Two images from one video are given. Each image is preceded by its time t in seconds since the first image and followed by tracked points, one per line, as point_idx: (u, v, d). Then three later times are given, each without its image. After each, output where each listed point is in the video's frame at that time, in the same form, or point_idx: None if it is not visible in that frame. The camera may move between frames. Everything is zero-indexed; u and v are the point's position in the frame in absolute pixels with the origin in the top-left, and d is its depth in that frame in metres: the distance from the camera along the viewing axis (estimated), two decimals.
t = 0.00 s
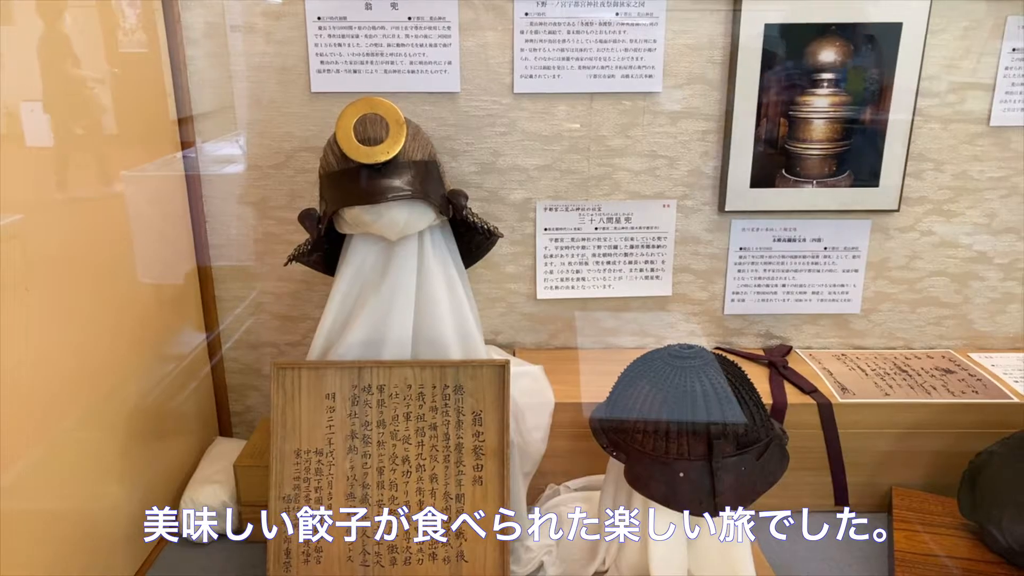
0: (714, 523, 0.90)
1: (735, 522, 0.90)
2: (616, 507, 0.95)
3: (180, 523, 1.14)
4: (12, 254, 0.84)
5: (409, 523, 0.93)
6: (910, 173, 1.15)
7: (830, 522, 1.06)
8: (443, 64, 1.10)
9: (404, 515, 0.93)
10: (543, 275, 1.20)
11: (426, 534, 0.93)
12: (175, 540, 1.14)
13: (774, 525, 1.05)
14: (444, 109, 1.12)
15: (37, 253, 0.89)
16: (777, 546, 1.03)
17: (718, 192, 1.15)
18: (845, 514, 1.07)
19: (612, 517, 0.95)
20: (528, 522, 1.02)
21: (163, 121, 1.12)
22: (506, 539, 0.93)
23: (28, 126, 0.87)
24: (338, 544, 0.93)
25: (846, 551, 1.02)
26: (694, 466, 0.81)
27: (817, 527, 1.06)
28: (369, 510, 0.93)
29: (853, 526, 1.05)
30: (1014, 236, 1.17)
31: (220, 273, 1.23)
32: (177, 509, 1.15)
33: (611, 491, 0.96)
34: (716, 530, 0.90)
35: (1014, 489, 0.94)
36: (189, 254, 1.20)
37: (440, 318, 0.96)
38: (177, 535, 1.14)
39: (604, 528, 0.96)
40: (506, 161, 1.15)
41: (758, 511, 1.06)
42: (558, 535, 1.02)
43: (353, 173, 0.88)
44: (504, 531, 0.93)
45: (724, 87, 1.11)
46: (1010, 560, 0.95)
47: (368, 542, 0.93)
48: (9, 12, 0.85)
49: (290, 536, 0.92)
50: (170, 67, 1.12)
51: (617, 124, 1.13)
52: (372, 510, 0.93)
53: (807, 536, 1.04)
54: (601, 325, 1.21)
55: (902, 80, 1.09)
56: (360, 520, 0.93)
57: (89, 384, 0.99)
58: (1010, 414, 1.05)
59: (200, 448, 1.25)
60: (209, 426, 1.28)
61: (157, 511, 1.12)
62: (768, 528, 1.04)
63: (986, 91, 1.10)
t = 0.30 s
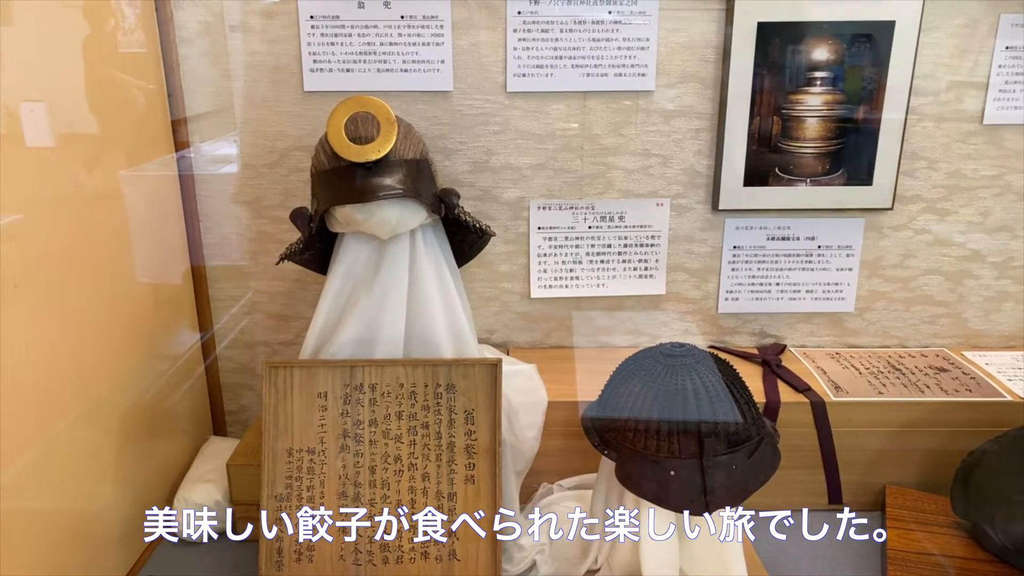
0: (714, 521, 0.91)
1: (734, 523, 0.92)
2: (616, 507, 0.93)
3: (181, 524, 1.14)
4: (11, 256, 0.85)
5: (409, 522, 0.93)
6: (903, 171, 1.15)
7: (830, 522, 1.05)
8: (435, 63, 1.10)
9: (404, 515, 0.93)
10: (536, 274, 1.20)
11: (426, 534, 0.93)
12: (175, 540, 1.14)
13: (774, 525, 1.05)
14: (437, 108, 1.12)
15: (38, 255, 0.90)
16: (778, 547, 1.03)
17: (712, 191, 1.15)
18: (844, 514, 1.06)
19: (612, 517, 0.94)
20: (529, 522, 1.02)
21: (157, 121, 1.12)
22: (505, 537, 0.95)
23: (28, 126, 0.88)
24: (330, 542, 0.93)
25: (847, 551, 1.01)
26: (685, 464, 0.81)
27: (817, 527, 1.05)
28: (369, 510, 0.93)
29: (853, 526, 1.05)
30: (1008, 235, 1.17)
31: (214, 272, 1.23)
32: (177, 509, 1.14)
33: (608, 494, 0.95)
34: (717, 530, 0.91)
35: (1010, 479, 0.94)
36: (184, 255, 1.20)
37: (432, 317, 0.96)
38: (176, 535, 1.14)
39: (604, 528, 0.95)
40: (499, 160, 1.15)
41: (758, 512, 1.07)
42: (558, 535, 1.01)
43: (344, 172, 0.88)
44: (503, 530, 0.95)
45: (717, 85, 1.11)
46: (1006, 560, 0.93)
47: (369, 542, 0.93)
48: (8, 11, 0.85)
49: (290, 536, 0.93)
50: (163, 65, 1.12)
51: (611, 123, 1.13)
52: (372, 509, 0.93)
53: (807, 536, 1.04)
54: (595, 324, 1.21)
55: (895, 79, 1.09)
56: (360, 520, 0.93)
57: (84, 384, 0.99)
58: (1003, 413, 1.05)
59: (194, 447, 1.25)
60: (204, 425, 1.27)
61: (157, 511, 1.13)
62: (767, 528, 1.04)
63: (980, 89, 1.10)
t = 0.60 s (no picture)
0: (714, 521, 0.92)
1: (732, 523, 0.94)
2: (616, 507, 0.92)
3: (180, 524, 1.13)
4: (11, 256, 0.87)
5: (409, 522, 0.93)
6: (896, 171, 1.15)
7: (829, 522, 1.06)
8: (429, 64, 1.10)
9: (404, 515, 0.93)
10: (530, 274, 1.20)
11: (426, 534, 0.93)
12: (174, 541, 1.13)
13: (774, 525, 1.04)
14: (430, 108, 1.12)
15: (36, 254, 0.91)
16: (778, 547, 1.02)
17: (705, 191, 1.16)
18: (844, 514, 1.06)
19: (613, 518, 0.92)
20: (529, 522, 1.02)
21: (151, 122, 1.13)
22: (505, 538, 0.98)
23: (27, 129, 0.90)
24: (324, 542, 0.93)
25: (846, 552, 1.01)
26: (676, 463, 0.81)
27: (817, 527, 1.05)
28: (368, 510, 0.93)
29: (854, 526, 1.04)
30: (1001, 234, 1.17)
31: (208, 273, 1.23)
32: (176, 509, 1.14)
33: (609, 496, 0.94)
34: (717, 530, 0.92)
35: (1000, 475, 0.95)
36: (178, 256, 1.21)
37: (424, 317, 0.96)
38: (176, 536, 1.13)
39: (604, 528, 0.94)
40: (493, 161, 1.15)
41: (758, 512, 1.06)
42: (558, 535, 1.01)
43: (336, 173, 0.88)
44: (503, 530, 0.98)
45: (710, 86, 1.11)
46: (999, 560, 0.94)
47: (369, 543, 0.92)
48: (8, 13, 0.86)
49: (290, 536, 0.93)
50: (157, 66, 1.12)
51: (605, 123, 1.13)
52: (372, 510, 0.93)
53: (807, 536, 1.03)
54: (590, 324, 1.21)
55: (888, 79, 1.09)
56: (360, 520, 0.93)
57: (79, 384, 0.99)
58: (996, 412, 1.05)
59: (189, 447, 1.25)
60: (198, 425, 1.28)
61: (157, 511, 1.13)
62: (767, 528, 1.04)
63: (972, 89, 1.10)
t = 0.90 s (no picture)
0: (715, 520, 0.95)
1: (733, 523, 1.00)
2: (616, 507, 0.91)
3: (180, 524, 1.12)
4: (10, 256, 0.88)
5: (409, 522, 0.94)
6: (885, 170, 1.15)
7: (830, 521, 1.05)
8: (420, 64, 1.10)
9: (403, 515, 0.93)
10: (522, 272, 1.20)
11: (426, 534, 0.93)
12: (175, 540, 1.13)
13: (774, 525, 1.03)
14: (421, 107, 1.13)
15: (35, 254, 0.92)
16: (777, 547, 1.02)
17: (695, 189, 1.16)
18: (845, 514, 1.06)
19: (612, 517, 0.91)
20: (529, 522, 1.02)
21: (145, 121, 1.13)
22: (506, 538, 1.00)
23: (25, 128, 0.90)
24: (315, 537, 0.93)
25: (847, 552, 1.00)
26: (662, 459, 0.81)
27: (817, 527, 1.04)
28: (368, 510, 0.93)
29: (854, 526, 1.03)
30: (990, 232, 1.18)
31: (202, 272, 1.24)
32: (176, 509, 1.13)
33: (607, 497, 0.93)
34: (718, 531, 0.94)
35: (987, 471, 0.94)
36: (173, 255, 1.21)
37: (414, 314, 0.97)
38: (176, 536, 1.13)
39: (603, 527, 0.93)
40: (485, 159, 1.15)
41: (758, 512, 1.06)
42: (559, 535, 1.00)
43: (326, 172, 0.89)
44: (503, 530, 1.00)
45: (699, 85, 1.12)
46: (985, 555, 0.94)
47: (365, 542, 0.93)
48: (7, 13, 0.87)
49: (290, 535, 0.93)
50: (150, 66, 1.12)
51: (595, 122, 1.14)
52: (372, 510, 0.94)
53: (807, 536, 1.03)
54: (581, 322, 1.22)
55: (876, 78, 1.10)
56: (360, 520, 0.93)
57: (75, 382, 1.00)
58: (984, 408, 1.06)
59: (183, 444, 1.25)
60: (193, 423, 1.28)
61: (157, 511, 1.13)
62: (767, 528, 1.03)
63: (960, 88, 1.11)
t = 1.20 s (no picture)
0: (715, 521, 0.99)
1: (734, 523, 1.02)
2: (616, 507, 0.88)
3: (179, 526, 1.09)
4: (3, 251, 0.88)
5: (409, 522, 0.94)
6: (868, 166, 1.16)
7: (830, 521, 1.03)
8: (406, 60, 1.11)
9: (404, 515, 0.94)
10: (509, 268, 1.21)
11: (426, 534, 0.94)
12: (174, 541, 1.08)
13: (774, 526, 1.03)
14: (407, 104, 1.13)
15: (34, 252, 0.94)
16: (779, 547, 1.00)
17: (680, 185, 1.17)
18: (845, 514, 1.03)
19: (612, 517, 0.88)
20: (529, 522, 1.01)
21: (132, 118, 1.13)
22: (506, 538, 1.01)
23: (23, 127, 0.92)
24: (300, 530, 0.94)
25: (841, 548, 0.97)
26: (642, 451, 0.82)
27: (818, 527, 1.02)
28: (369, 510, 0.94)
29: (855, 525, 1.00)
30: (973, 227, 1.18)
31: (191, 268, 1.24)
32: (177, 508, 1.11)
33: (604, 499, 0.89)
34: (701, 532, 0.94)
35: (970, 466, 0.94)
36: (161, 252, 1.22)
37: (398, 309, 0.98)
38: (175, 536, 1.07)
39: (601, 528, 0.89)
40: (471, 156, 1.16)
41: (757, 512, 1.06)
42: (558, 536, 0.96)
43: (310, 167, 0.89)
44: (504, 530, 1.02)
45: (684, 82, 1.12)
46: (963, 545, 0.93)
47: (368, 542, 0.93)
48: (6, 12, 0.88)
49: (290, 536, 0.93)
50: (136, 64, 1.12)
51: (581, 118, 1.14)
52: (372, 510, 0.94)
53: (806, 536, 1.00)
54: (568, 318, 1.22)
55: (859, 75, 1.10)
56: (360, 520, 0.93)
57: (67, 377, 1.01)
58: (966, 402, 1.06)
59: (171, 440, 1.26)
60: (181, 419, 1.29)
61: (157, 512, 1.11)
62: (767, 528, 1.02)
63: (942, 84, 1.12)
